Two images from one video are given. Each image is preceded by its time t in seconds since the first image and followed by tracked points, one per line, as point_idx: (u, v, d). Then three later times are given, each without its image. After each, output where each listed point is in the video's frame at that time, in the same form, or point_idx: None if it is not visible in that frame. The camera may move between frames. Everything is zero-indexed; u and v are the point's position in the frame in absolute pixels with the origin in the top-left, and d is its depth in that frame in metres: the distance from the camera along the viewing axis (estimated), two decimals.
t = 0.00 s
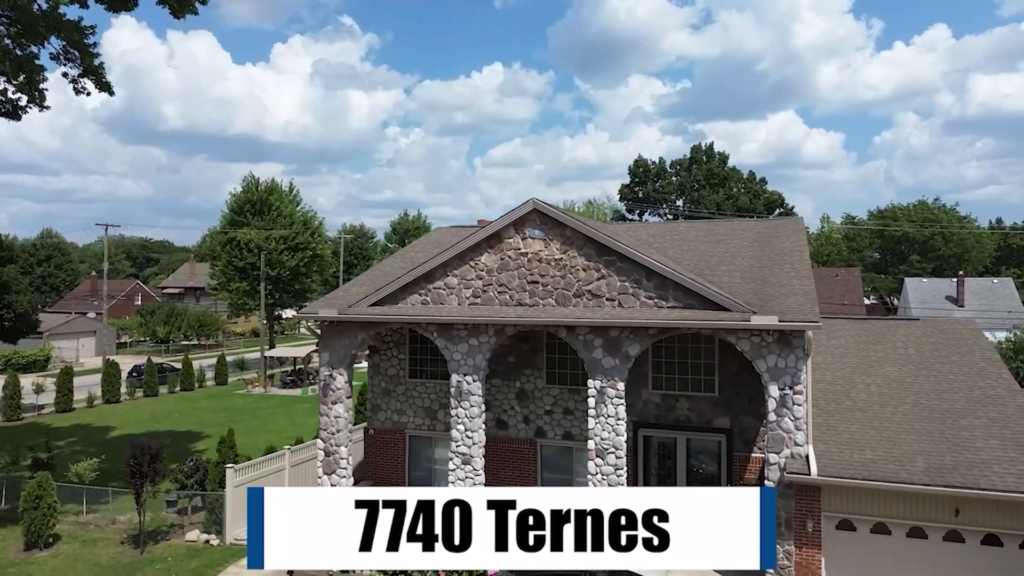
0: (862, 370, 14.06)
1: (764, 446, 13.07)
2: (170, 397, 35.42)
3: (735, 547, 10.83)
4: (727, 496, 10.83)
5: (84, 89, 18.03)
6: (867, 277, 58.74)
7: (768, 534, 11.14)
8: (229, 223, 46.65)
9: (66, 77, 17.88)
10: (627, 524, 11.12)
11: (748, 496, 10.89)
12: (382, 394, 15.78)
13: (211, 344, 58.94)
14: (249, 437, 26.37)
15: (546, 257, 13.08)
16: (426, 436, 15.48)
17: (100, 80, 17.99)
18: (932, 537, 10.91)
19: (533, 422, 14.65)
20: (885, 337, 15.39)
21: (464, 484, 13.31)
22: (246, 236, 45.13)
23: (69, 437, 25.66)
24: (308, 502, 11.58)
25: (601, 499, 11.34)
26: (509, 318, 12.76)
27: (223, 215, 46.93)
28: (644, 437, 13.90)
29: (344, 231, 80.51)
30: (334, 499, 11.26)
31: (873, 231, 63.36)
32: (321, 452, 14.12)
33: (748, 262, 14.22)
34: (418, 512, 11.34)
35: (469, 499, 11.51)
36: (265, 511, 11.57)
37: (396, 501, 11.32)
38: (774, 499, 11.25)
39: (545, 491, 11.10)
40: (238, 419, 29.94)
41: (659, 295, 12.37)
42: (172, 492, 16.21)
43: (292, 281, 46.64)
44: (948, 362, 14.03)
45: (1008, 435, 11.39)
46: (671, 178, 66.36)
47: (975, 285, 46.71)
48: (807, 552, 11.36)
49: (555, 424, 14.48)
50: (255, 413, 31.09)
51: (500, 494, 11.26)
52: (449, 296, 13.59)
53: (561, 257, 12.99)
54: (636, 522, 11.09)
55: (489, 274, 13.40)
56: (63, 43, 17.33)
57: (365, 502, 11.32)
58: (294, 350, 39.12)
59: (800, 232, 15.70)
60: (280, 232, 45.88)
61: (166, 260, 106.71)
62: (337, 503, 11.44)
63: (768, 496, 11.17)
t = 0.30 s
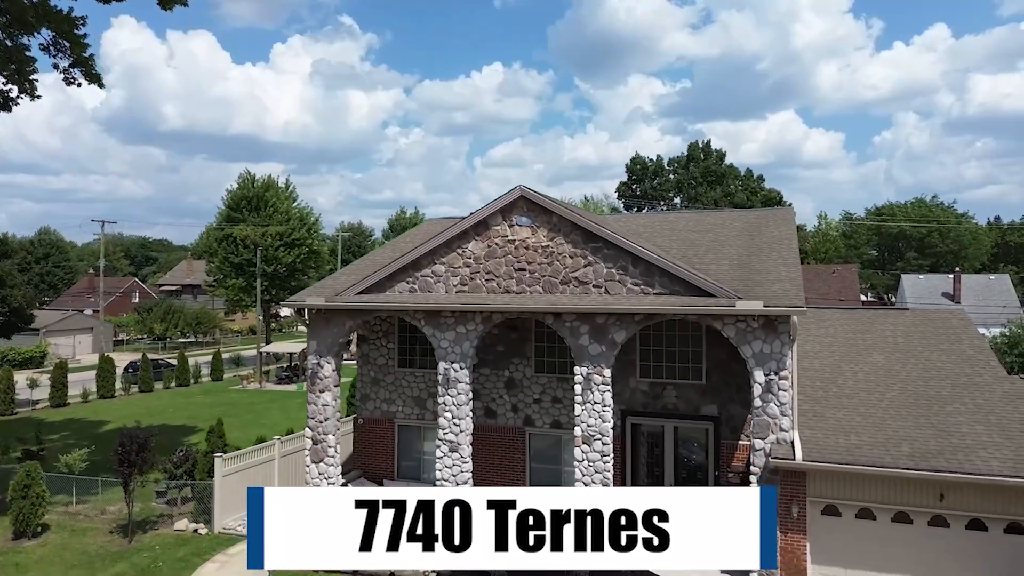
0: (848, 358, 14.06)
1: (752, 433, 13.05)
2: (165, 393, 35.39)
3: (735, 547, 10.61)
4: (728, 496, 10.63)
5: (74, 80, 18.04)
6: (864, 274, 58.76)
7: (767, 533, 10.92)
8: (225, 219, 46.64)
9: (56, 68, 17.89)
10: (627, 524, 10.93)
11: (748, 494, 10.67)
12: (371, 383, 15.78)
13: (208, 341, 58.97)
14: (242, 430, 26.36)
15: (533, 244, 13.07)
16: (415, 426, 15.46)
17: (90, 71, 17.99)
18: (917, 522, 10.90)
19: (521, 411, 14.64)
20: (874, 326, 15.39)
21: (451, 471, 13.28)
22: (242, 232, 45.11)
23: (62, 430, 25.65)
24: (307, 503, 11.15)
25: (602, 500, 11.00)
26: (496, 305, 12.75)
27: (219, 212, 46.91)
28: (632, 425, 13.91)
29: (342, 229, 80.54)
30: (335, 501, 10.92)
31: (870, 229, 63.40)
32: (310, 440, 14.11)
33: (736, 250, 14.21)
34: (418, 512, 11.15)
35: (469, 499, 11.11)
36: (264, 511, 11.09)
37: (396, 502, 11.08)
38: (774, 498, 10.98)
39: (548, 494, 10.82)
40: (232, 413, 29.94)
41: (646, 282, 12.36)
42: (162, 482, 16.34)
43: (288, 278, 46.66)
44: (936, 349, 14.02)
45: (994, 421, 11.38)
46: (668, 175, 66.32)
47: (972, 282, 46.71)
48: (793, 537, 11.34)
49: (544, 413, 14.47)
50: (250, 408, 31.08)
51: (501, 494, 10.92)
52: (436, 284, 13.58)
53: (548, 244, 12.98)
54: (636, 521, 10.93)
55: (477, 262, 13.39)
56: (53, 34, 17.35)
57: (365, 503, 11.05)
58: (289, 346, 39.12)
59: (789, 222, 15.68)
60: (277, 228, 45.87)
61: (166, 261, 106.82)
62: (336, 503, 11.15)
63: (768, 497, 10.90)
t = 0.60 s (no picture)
0: (835, 346, 14.07)
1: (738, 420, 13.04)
2: (159, 388, 35.36)
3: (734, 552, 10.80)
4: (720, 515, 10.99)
5: (63, 70, 18.06)
6: (861, 271, 58.78)
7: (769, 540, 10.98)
8: (221, 216, 46.62)
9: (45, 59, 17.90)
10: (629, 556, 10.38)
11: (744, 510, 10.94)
12: (360, 373, 15.77)
13: (205, 338, 58.97)
14: (236, 424, 26.37)
15: (519, 231, 13.05)
16: (403, 415, 15.45)
17: (80, 62, 18.01)
18: (900, 507, 10.88)
19: (509, 399, 14.63)
20: (862, 315, 15.39)
21: (437, 459, 13.26)
22: (238, 228, 45.09)
23: (55, 424, 25.66)
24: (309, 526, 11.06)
25: (601, 529, 10.58)
26: (481, 292, 12.74)
27: (215, 208, 46.88)
28: (619, 413, 13.89)
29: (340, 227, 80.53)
30: (335, 527, 10.87)
31: (867, 226, 63.40)
32: (296, 428, 14.10)
33: (724, 239, 14.19)
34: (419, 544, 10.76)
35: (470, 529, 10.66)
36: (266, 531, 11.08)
37: (396, 532, 10.86)
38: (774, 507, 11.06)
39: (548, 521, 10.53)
40: (226, 408, 29.94)
41: (631, 269, 12.35)
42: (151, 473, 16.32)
43: (284, 274, 46.66)
44: (923, 337, 14.02)
45: (978, 406, 11.37)
46: (665, 172, 66.30)
47: (967, 278, 46.71)
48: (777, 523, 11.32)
49: (531, 401, 14.47)
50: (244, 403, 31.11)
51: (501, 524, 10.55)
52: (423, 272, 13.57)
53: (534, 232, 12.97)
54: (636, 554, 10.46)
55: (463, 249, 13.38)
56: (42, 24, 17.37)
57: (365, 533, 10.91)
58: (284, 342, 39.13)
59: (778, 211, 15.66)
60: (272, 224, 45.85)
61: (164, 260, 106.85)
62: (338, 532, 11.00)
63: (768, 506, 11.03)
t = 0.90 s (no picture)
0: (822, 335, 14.06)
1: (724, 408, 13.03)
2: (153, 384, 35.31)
3: None
4: None
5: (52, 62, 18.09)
6: (857, 268, 58.80)
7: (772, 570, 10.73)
8: (217, 212, 46.63)
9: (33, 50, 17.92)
10: None
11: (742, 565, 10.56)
12: (348, 362, 15.75)
13: (202, 336, 58.97)
14: (229, 418, 26.37)
15: (505, 219, 13.04)
16: (392, 404, 15.44)
17: (68, 53, 18.02)
18: (884, 492, 10.87)
19: (497, 388, 14.62)
20: (851, 305, 15.38)
21: (423, 447, 13.22)
22: (234, 225, 45.08)
23: (47, 417, 25.64)
24: None
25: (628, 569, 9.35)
26: (467, 280, 12.72)
27: (211, 204, 46.87)
28: (606, 401, 13.88)
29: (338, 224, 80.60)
30: None
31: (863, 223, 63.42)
32: (283, 417, 14.08)
33: (711, 227, 14.18)
34: None
35: None
36: None
37: None
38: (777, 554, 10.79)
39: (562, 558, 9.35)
40: (220, 403, 29.93)
41: (616, 256, 12.33)
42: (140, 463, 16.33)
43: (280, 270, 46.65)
44: (910, 325, 14.03)
45: (963, 392, 11.35)
46: (662, 170, 66.34)
47: (963, 275, 46.70)
48: (762, 508, 11.30)
49: (519, 390, 14.46)
50: (237, 398, 31.09)
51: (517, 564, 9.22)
52: (409, 260, 13.56)
53: (520, 219, 12.96)
54: None
55: (449, 237, 13.37)
56: (30, 14, 17.39)
57: None
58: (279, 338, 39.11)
59: (766, 201, 15.65)
60: (268, 221, 45.85)
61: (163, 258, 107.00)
62: None
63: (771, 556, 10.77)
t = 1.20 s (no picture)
0: (808, 323, 14.03)
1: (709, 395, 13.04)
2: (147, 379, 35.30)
3: None
4: None
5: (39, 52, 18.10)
6: (853, 265, 58.78)
7: None
8: (212, 208, 46.60)
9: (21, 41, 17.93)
10: None
11: None
12: (335, 351, 15.75)
13: (199, 333, 59.00)
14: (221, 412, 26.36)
15: (489, 206, 13.05)
16: (378, 393, 15.44)
17: (56, 43, 18.02)
18: (865, 477, 10.88)
19: (483, 376, 14.63)
20: (837, 294, 15.37)
21: (407, 434, 13.23)
22: (229, 221, 45.05)
23: (38, 411, 25.64)
24: None
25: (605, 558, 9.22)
26: (451, 266, 12.73)
27: (207, 201, 46.85)
28: (591, 389, 13.88)
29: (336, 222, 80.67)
30: None
31: (859, 221, 63.41)
32: (268, 405, 14.08)
33: (696, 215, 14.17)
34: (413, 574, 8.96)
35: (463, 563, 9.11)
36: None
37: None
38: None
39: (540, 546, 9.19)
40: (212, 397, 29.91)
41: (600, 242, 12.34)
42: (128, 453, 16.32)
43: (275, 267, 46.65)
44: (896, 313, 14.03)
45: (944, 377, 11.37)
46: (659, 168, 66.34)
47: (959, 271, 46.67)
48: (743, 493, 11.31)
49: (504, 378, 14.47)
50: (230, 393, 31.08)
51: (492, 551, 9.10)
52: (394, 248, 13.56)
53: (504, 206, 12.96)
54: None
55: (433, 224, 13.37)
56: (18, 4, 17.40)
57: None
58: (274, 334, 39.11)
59: (754, 190, 15.64)
60: (264, 217, 45.84)
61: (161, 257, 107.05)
62: None
63: None
